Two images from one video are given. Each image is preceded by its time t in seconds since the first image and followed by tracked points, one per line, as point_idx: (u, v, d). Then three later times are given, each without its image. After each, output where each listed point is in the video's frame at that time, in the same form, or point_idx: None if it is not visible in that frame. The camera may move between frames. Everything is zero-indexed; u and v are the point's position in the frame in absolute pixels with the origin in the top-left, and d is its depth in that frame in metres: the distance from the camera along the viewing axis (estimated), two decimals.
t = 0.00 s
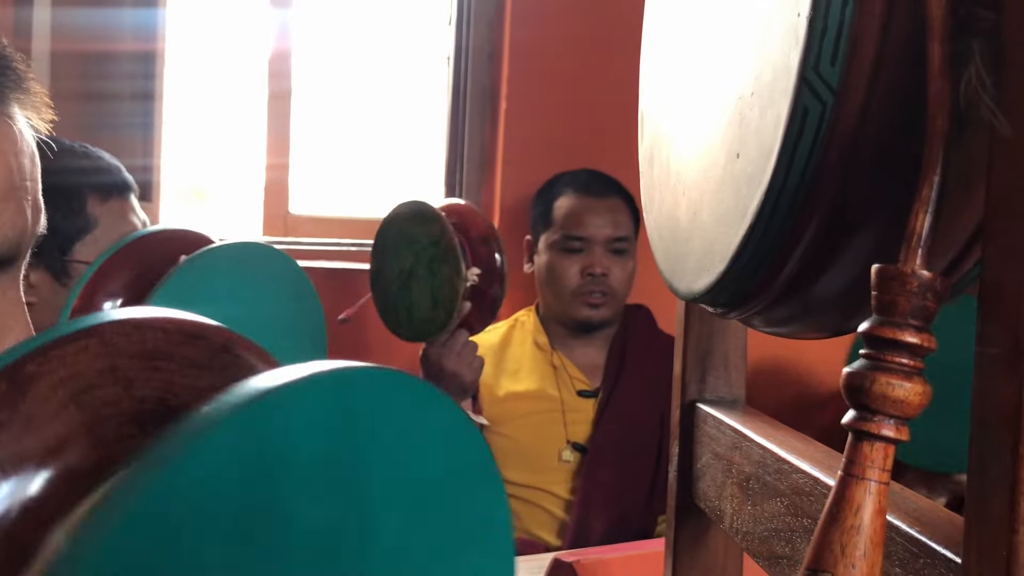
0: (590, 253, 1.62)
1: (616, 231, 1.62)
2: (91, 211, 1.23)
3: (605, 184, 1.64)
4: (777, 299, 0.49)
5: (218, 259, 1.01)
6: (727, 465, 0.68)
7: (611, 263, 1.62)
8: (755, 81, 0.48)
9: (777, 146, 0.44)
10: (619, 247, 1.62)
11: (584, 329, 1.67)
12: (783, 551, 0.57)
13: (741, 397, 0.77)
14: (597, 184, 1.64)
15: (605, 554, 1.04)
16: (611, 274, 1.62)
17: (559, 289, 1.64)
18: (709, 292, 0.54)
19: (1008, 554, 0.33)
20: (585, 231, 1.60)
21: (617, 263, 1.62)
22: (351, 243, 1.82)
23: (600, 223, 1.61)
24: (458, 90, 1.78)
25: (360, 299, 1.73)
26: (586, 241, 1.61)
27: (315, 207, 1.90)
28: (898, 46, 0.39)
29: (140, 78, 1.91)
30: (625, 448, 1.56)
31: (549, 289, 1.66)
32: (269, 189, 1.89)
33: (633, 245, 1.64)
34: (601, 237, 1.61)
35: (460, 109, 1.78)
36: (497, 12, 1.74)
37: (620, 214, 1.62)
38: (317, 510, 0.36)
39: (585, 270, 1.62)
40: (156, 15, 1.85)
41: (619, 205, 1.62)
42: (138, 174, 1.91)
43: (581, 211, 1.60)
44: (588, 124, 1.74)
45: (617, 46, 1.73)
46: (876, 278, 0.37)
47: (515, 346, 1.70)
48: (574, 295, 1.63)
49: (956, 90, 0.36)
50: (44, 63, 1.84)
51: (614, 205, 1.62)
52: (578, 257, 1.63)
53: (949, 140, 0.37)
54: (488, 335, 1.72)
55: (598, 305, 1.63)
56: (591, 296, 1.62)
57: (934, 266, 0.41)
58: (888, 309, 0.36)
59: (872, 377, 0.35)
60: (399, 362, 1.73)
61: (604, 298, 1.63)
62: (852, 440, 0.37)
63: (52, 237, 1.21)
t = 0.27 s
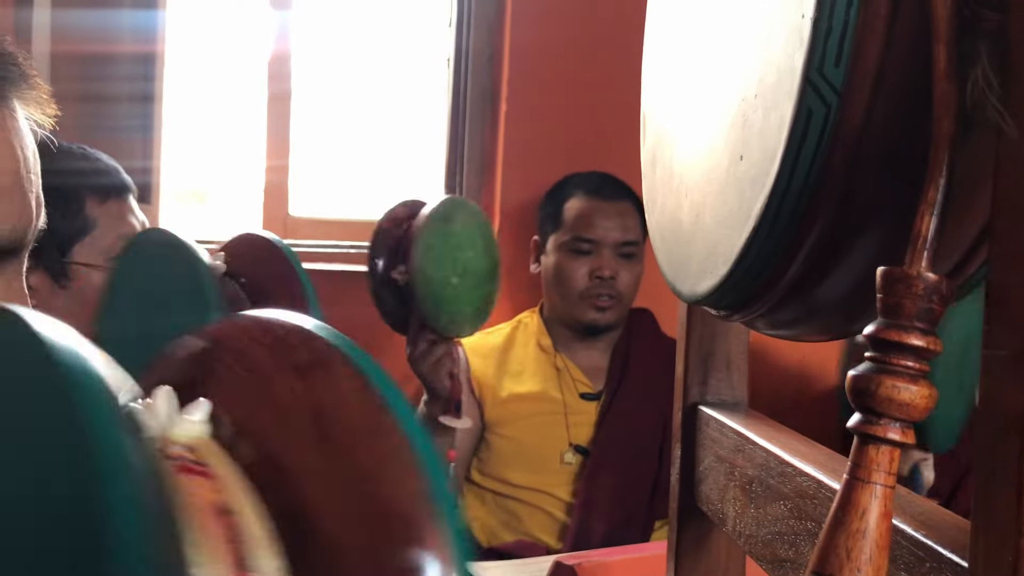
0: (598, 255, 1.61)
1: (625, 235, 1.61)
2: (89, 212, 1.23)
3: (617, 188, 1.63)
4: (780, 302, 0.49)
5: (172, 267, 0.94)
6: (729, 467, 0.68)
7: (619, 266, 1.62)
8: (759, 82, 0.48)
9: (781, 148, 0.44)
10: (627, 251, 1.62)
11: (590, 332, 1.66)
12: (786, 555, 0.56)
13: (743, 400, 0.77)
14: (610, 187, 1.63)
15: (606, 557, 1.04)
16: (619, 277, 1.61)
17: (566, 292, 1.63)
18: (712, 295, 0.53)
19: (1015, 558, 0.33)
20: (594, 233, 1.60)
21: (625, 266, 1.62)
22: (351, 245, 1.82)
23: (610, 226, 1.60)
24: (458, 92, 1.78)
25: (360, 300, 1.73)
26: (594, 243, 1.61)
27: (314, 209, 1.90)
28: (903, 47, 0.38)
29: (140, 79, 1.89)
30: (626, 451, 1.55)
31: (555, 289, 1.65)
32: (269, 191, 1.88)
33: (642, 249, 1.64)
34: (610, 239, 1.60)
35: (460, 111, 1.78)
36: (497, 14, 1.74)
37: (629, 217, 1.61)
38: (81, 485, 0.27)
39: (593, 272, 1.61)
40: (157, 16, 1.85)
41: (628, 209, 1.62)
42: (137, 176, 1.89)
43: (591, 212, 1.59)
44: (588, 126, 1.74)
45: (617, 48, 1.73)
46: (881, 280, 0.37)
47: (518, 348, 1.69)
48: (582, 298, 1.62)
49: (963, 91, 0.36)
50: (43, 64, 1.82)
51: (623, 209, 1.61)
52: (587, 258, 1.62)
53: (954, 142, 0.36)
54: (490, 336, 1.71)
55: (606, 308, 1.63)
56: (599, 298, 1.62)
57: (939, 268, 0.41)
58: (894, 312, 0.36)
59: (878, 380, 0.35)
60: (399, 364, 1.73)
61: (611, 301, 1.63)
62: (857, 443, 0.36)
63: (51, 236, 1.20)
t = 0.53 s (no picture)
0: (592, 256, 1.61)
1: (619, 235, 1.62)
2: (87, 213, 1.22)
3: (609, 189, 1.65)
4: (786, 302, 0.49)
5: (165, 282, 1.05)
6: (733, 469, 0.67)
7: (613, 266, 1.62)
8: (765, 81, 0.47)
9: (788, 148, 0.43)
10: (620, 251, 1.63)
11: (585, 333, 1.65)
12: (791, 556, 0.56)
13: (746, 401, 0.77)
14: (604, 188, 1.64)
15: (607, 559, 1.04)
16: (613, 277, 1.61)
17: (561, 292, 1.62)
18: (717, 296, 0.53)
19: None
20: (588, 234, 1.60)
21: (618, 266, 1.62)
22: (350, 246, 1.82)
23: (604, 227, 1.61)
24: (456, 93, 1.78)
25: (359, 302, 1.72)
26: (589, 243, 1.61)
27: (313, 211, 1.90)
28: (911, 46, 0.38)
29: (139, 80, 1.89)
30: (626, 451, 1.55)
31: (551, 291, 1.64)
32: (267, 191, 1.88)
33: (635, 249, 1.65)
34: (604, 240, 1.61)
35: (459, 112, 1.78)
36: (496, 15, 1.74)
37: (623, 218, 1.62)
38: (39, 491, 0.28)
39: (588, 272, 1.60)
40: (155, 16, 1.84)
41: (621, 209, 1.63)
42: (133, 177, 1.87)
43: (586, 213, 1.61)
44: (587, 127, 1.74)
45: (616, 49, 1.73)
46: (890, 281, 0.36)
47: (513, 351, 1.69)
48: (577, 297, 1.61)
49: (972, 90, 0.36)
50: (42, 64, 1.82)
51: (616, 210, 1.62)
52: (582, 259, 1.61)
53: (963, 142, 0.36)
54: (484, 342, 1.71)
55: (600, 308, 1.62)
56: (594, 298, 1.61)
57: (947, 269, 0.41)
58: (904, 312, 0.36)
59: (888, 381, 0.35)
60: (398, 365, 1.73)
61: (605, 300, 1.62)
62: (866, 445, 0.36)
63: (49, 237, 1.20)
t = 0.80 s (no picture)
0: (568, 253, 1.62)
1: (594, 230, 1.61)
2: (72, 209, 1.21)
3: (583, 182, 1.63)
4: (778, 298, 0.49)
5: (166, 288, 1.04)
6: (723, 464, 0.67)
7: (589, 261, 1.62)
8: (758, 75, 0.47)
9: (781, 143, 0.43)
10: (597, 245, 1.62)
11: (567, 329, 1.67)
12: (782, 550, 0.56)
13: (735, 396, 0.77)
14: (576, 182, 1.62)
15: (596, 553, 1.04)
16: (590, 272, 1.61)
17: (540, 291, 1.64)
18: (709, 291, 0.53)
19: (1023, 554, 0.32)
20: (564, 231, 1.60)
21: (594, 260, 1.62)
22: (337, 242, 1.81)
23: (578, 222, 1.60)
24: (443, 90, 1.78)
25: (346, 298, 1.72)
26: (565, 240, 1.61)
27: (299, 207, 1.89)
28: (906, 40, 0.38)
29: (124, 76, 1.86)
30: (612, 447, 1.55)
31: (530, 290, 1.66)
32: (253, 188, 1.87)
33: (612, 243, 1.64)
34: (580, 235, 1.61)
35: (445, 109, 1.78)
36: (483, 12, 1.74)
37: (597, 212, 1.61)
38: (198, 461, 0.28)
39: (565, 270, 1.62)
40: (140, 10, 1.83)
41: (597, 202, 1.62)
42: (120, 172, 1.87)
43: (559, 210, 1.59)
44: (573, 123, 1.74)
45: (603, 45, 1.72)
46: (885, 275, 0.36)
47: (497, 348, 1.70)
48: (556, 296, 1.63)
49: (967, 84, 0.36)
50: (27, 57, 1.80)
51: (590, 203, 1.61)
52: (558, 256, 1.62)
53: (958, 136, 0.36)
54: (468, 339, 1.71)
55: (579, 305, 1.63)
56: (572, 296, 1.63)
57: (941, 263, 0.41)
58: (898, 307, 0.36)
59: (882, 375, 0.35)
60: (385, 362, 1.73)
61: (584, 297, 1.63)
62: (860, 440, 0.36)
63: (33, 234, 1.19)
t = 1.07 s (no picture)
0: (535, 244, 1.62)
1: (560, 221, 1.62)
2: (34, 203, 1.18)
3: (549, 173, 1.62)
4: (749, 285, 0.49)
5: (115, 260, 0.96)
6: (695, 451, 0.68)
7: (556, 252, 1.62)
8: (730, 65, 0.48)
9: (754, 131, 0.44)
10: (564, 236, 1.63)
11: (535, 320, 1.67)
12: (754, 536, 0.57)
13: (706, 384, 0.78)
14: (542, 172, 1.61)
15: (569, 543, 1.04)
16: (557, 262, 1.61)
17: (508, 281, 1.64)
18: (681, 280, 0.53)
19: (990, 533, 0.33)
20: (529, 222, 1.60)
21: (561, 250, 1.62)
22: (306, 236, 1.79)
23: (544, 213, 1.61)
24: (412, 82, 1.76)
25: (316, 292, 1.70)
26: (531, 232, 1.62)
27: (268, 201, 1.86)
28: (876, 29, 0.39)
29: (92, 69, 1.73)
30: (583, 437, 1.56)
31: (497, 282, 1.66)
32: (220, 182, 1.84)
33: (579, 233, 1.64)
34: (546, 226, 1.61)
35: (414, 101, 1.77)
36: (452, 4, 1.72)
37: (563, 203, 1.61)
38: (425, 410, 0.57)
39: (532, 260, 1.62)
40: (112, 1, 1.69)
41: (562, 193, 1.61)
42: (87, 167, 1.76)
43: (524, 202, 1.59)
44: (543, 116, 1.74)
45: (573, 38, 1.72)
46: (857, 261, 0.37)
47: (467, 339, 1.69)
48: (524, 286, 1.63)
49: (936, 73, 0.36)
50: None
51: (555, 194, 1.61)
52: (525, 248, 1.63)
53: (927, 124, 0.37)
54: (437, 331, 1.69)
55: (546, 296, 1.64)
56: (539, 287, 1.63)
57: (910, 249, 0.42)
58: (870, 292, 0.36)
59: (855, 360, 0.35)
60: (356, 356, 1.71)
61: (551, 288, 1.63)
62: (834, 424, 0.37)
63: None
